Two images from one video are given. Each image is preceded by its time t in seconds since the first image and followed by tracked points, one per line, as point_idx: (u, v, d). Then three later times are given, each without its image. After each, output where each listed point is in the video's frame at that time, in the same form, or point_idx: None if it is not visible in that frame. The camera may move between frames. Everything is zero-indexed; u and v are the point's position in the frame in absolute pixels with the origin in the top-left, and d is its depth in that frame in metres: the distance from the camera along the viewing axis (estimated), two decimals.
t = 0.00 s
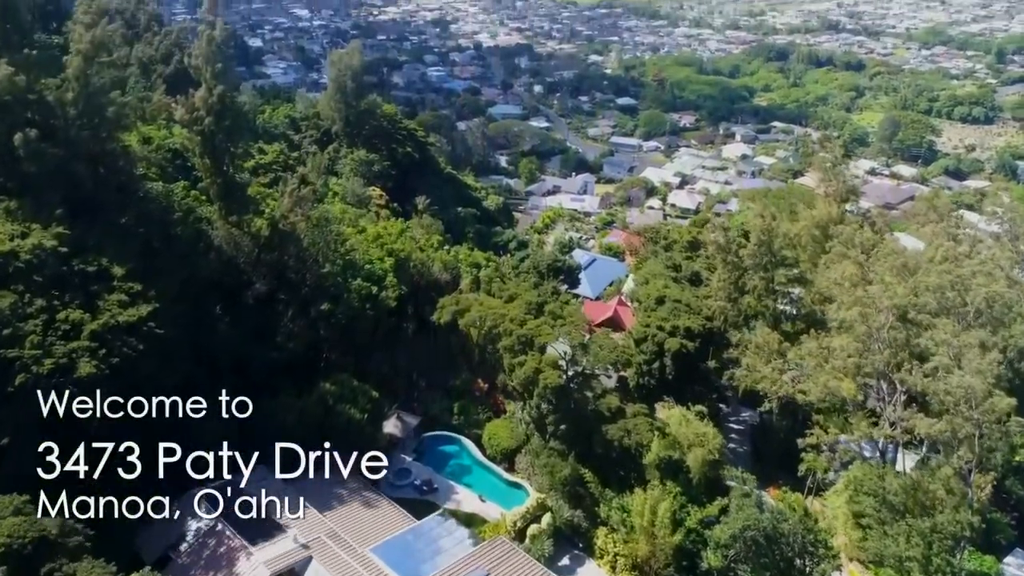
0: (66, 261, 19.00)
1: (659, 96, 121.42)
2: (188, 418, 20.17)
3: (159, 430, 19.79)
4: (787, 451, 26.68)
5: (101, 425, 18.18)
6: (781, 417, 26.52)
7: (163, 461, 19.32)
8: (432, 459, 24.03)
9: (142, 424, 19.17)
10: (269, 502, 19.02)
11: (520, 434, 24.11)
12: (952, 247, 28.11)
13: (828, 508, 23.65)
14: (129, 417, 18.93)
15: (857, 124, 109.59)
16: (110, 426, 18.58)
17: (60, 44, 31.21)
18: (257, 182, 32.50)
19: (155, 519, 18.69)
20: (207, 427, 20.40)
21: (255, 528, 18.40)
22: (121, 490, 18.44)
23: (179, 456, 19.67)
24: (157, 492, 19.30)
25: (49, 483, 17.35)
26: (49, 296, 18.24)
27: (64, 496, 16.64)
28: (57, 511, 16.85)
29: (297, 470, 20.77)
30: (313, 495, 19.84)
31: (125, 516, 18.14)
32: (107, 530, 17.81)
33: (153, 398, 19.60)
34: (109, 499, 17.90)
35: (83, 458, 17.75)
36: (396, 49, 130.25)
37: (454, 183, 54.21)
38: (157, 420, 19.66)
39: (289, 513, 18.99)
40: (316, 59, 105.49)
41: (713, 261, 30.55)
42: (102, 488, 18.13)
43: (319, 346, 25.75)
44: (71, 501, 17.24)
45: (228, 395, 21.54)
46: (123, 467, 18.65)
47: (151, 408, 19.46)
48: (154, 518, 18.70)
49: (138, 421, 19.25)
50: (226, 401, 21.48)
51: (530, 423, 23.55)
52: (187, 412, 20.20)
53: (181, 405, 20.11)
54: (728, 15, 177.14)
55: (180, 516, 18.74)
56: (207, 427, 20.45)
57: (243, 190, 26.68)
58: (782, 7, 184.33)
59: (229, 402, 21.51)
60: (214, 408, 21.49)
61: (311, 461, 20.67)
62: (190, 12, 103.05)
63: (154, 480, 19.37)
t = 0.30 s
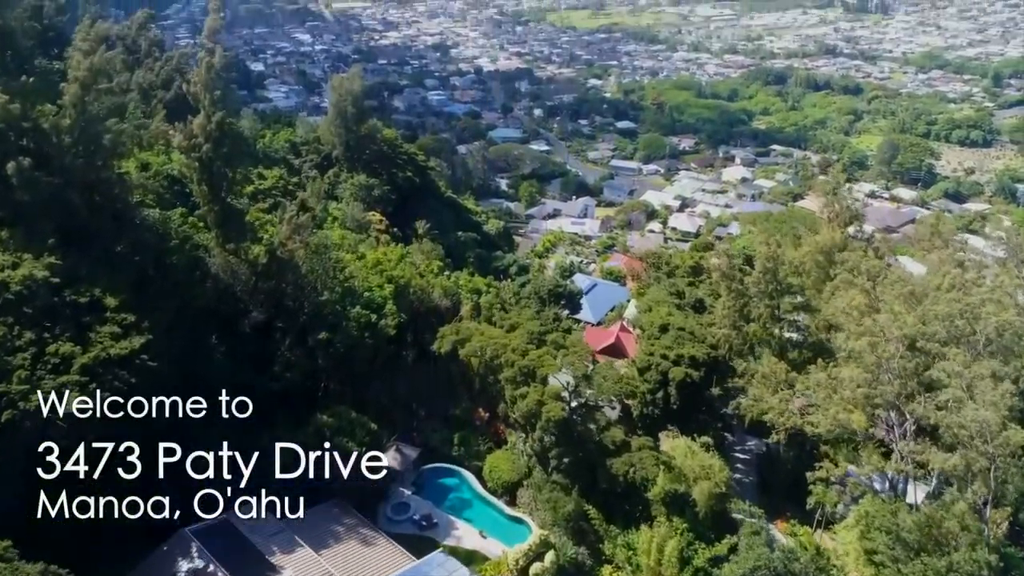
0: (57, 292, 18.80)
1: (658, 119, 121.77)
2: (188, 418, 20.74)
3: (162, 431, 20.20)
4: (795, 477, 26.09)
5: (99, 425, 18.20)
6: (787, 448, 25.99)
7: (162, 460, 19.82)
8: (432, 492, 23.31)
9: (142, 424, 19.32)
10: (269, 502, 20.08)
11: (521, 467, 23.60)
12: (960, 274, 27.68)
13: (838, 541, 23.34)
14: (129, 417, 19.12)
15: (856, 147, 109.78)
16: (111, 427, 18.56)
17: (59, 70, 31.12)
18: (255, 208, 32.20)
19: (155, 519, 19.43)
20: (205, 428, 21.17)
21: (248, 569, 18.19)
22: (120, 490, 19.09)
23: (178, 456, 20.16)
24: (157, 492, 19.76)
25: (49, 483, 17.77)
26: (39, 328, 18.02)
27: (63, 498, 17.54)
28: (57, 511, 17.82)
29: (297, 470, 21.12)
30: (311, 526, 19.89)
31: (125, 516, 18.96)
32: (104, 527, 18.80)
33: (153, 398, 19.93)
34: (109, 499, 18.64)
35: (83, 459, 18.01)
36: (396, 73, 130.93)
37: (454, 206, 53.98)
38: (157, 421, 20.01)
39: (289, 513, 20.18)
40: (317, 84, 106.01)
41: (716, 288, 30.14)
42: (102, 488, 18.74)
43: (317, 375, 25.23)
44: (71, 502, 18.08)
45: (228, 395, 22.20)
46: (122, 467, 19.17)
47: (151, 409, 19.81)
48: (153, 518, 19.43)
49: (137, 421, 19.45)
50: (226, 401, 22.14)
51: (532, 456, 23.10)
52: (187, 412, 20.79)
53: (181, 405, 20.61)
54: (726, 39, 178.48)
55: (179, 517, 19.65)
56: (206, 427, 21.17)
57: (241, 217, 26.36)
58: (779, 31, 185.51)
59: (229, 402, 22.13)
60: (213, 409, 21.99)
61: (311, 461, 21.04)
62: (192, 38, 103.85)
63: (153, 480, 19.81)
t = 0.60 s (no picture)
0: (47, 324, 18.45)
1: (658, 143, 122.08)
2: (187, 418, 20.93)
3: (164, 430, 20.17)
4: (804, 511, 25.24)
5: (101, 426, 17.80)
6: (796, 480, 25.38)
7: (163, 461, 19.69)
8: (432, 528, 22.83)
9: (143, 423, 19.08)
10: (269, 502, 20.48)
11: (524, 502, 23.00)
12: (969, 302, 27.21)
13: None
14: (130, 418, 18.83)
15: (856, 171, 109.94)
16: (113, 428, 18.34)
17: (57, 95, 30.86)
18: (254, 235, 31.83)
19: (154, 519, 19.54)
20: (203, 427, 21.47)
21: None
22: (120, 490, 18.97)
23: (179, 456, 20.08)
24: (156, 492, 19.68)
25: (48, 484, 17.17)
26: (28, 361, 17.61)
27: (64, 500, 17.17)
28: (57, 512, 17.53)
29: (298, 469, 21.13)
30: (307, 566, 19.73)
31: (125, 516, 19.07)
32: (103, 527, 18.92)
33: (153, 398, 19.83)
34: (109, 500, 18.60)
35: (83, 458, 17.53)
36: (397, 98, 131.59)
37: (454, 230, 53.63)
38: (158, 421, 20.05)
39: (289, 513, 20.56)
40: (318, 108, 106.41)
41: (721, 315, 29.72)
42: (102, 488, 18.53)
43: (314, 407, 24.64)
44: (71, 502, 17.77)
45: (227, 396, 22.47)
46: (122, 467, 18.82)
47: (152, 409, 19.92)
48: (153, 518, 19.53)
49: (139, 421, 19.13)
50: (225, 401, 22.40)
51: (534, 490, 22.60)
52: (187, 412, 21.01)
53: (180, 405, 20.78)
54: (724, 63, 179.71)
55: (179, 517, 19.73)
56: (205, 426, 21.52)
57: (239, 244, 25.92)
58: (777, 55, 186.87)
59: (228, 403, 22.49)
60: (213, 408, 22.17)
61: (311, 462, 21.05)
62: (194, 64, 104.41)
63: (153, 480, 19.72)
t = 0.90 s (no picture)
0: (37, 357, 17.99)
1: (658, 167, 122.27)
2: (188, 418, 21.08)
3: (163, 430, 20.43)
4: (812, 547, 24.74)
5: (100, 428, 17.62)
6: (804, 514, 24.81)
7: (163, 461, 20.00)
8: (431, 564, 22.26)
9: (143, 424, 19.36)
10: (269, 502, 20.79)
11: (526, 538, 22.40)
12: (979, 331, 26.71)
13: None
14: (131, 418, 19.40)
15: (856, 195, 109.96)
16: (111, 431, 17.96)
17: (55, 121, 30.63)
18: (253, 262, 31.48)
19: (154, 518, 19.74)
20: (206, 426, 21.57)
21: None
22: (120, 490, 18.93)
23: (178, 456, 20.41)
24: (157, 491, 19.88)
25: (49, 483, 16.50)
26: (16, 397, 17.18)
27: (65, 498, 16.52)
28: (57, 512, 16.77)
29: (297, 469, 22.16)
30: None
31: (125, 516, 19.13)
32: (102, 528, 18.86)
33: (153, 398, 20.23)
34: (109, 499, 18.57)
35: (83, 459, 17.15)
36: (398, 122, 132.17)
37: (454, 254, 53.27)
38: (158, 420, 20.34)
39: (289, 513, 20.76)
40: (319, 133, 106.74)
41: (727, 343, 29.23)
42: (102, 488, 18.48)
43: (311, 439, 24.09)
44: (71, 502, 17.17)
45: (228, 396, 22.61)
46: (122, 467, 18.82)
47: (152, 409, 20.22)
48: (153, 517, 19.74)
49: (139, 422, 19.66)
50: (226, 401, 22.55)
51: (536, 526, 21.99)
52: (187, 412, 21.14)
53: (181, 405, 21.01)
54: (723, 88, 180.92)
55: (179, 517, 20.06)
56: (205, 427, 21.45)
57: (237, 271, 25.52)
58: (775, 79, 188.18)
59: (229, 403, 22.61)
60: (213, 408, 22.27)
61: (311, 461, 22.16)
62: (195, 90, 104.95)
63: (154, 480, 19.91)
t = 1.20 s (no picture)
0: (24, 393, 17.51)
1: (658, 190, 122.32)
2: (187, 418, 20.92)
3: (163, 430, 20.31)
4: None
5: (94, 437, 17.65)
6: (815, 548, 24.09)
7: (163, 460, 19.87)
8: None
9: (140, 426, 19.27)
10: (269, 502, 20.77)
11: None
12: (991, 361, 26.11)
13: None
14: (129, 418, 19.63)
15: (856, 219, 109.85)
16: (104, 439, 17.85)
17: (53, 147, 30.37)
18: (251, 289, 31.02)
19: (155, 518, 19.67)
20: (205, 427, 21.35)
21: None
22: (120, 490, 18.94)
23: (178, 456, 20.24)
24: (157, 492, 19.75)
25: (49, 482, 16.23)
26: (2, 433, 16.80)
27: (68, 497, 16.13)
28: (58, 512, 16.28)
29: (300, 467, 22.52)
30: None
31: (125, 516, 19.02)
32: (101, 527, 18.61)
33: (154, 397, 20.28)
34: (110, 500, 18.53)
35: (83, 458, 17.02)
36: (399, 146, 132.54)
37: (454, 279, 52.84)
38: (157, 421, 20.24)
39: (289, 513, 20.94)
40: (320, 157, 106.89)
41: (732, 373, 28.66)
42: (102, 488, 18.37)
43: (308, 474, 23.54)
44: (70, 502, 16.65)
45: (229, 395, 22.08)
46: (123, 466, 18.92)
47: (151, 409, 20.17)
48: (153, 517, 19.66)
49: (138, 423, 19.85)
50: (226, 401, 22.04)
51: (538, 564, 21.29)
52: (187, 411, 20.96)
53: (181, 405, 20.83)
54: (722, 112, 181.86)
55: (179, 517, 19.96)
56: (205, 427, 21.33)
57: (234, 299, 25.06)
58: (774, 103, 189.30)
59: (229, 402, 22.13)
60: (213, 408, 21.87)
61: (312, 461, 22.57)
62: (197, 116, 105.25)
63: (154, 480, 19.79)
